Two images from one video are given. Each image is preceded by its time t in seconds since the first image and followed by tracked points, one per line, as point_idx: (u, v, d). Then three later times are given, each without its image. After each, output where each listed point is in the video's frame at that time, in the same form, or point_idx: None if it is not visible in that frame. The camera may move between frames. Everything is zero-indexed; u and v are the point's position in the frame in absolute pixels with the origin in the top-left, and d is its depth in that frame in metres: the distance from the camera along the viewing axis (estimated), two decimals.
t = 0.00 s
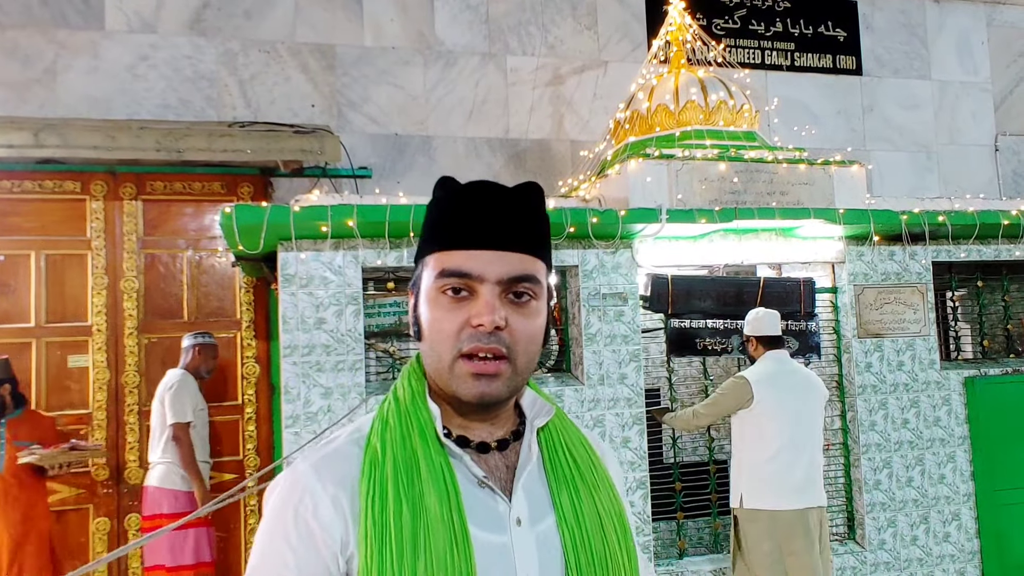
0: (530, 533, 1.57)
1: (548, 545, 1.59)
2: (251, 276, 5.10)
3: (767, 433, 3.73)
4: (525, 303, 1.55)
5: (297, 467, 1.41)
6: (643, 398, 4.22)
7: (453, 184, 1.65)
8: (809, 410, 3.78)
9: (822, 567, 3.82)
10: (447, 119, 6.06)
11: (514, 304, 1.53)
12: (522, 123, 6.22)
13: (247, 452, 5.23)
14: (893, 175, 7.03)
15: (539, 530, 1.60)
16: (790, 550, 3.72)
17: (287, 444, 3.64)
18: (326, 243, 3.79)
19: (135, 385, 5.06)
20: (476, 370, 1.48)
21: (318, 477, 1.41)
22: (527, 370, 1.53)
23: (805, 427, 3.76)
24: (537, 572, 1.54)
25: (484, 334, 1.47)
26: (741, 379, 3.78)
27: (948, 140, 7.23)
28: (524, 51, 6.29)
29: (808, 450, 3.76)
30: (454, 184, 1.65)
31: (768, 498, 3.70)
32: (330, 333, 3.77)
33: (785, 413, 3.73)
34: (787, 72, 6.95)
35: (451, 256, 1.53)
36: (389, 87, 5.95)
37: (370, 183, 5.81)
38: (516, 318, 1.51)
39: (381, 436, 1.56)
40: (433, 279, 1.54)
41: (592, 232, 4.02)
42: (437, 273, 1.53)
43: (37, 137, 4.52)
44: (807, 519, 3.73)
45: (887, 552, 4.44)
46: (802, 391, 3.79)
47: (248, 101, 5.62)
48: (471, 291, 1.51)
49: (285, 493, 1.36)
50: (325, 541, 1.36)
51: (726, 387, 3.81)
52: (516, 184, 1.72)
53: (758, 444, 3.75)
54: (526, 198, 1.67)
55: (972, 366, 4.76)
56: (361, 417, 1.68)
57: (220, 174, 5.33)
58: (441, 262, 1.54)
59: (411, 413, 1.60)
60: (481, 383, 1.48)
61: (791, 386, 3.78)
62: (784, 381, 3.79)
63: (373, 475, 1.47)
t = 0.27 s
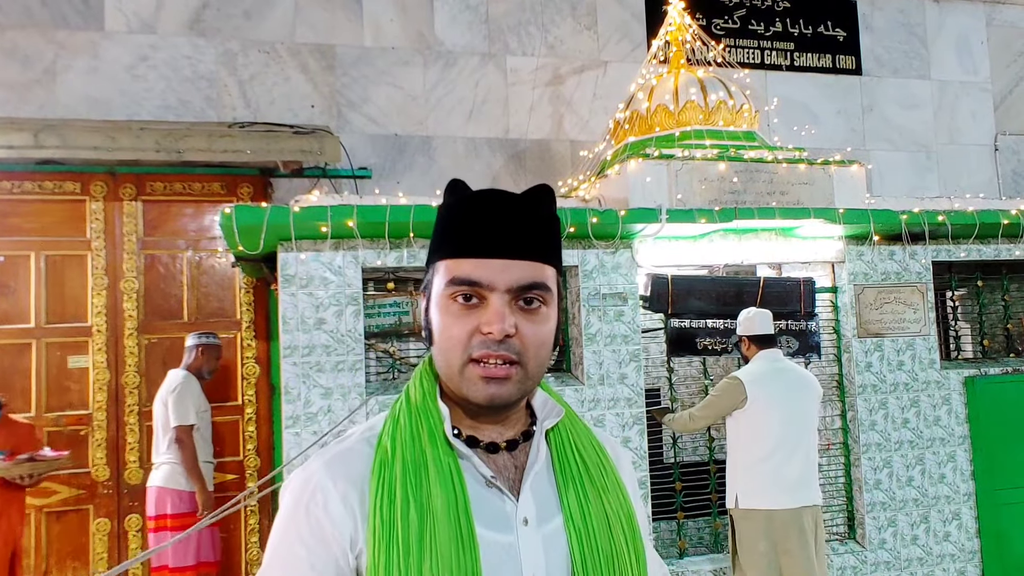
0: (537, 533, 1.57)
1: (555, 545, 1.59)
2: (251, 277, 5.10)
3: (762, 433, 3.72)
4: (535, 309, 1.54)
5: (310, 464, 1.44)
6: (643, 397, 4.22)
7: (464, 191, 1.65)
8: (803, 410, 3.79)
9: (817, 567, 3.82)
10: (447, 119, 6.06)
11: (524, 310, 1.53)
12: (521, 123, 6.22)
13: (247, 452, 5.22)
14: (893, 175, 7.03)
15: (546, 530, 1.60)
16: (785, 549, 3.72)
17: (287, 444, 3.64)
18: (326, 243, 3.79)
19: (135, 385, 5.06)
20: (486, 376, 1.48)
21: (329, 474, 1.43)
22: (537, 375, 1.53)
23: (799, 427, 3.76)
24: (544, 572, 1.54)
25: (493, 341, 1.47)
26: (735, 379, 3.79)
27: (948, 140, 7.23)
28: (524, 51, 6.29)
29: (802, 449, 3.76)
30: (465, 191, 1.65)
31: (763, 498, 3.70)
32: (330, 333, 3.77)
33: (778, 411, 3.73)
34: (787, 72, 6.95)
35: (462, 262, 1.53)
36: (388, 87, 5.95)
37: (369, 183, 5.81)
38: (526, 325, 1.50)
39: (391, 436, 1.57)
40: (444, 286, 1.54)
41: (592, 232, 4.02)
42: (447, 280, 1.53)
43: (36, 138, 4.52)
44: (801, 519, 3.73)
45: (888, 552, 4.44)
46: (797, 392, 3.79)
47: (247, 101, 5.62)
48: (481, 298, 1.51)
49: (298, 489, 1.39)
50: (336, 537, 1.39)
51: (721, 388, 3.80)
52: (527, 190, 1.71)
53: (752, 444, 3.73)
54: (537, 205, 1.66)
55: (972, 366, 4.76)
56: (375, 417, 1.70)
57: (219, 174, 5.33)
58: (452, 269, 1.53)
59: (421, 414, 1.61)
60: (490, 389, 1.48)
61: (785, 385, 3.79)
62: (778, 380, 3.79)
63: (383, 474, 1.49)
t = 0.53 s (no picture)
0: (541, 532, 1.57)
1: (558, 544, 1.59)
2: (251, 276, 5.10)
3: (755, 432, 3.72)
4: (544, 308, 1.55)
5: (317, 459, 1.44)
6: (643, 397, 4.22)
7: (472, 192, 1.65)
8: (797, 409, 3.78)
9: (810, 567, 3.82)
10: (447, 118, 6.06)
11: (533, 311, 1.53)
12: (522, 123, 6.22)
13: (247, 452, 5.22)
14: (893, 174, 7.02)
15: (549, 529, 1.60)
16: (778, 548, 3.72)
17: (288, 444, 3.63)
18: (326, 243, 3.79)
19: (135, 385, 5.05)
20: (496, 376, 1.48)
21: (335, 469, 1.44)
22: (546, 374, 1.54)
23: (793, 426, 3.75)
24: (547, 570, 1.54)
25: (504, 341, 1.47)
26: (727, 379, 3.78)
27: (948, 139, 7.23)
28: (524, 50, 6.29)
29: (797, 447, 3.75)
30: (473, 191, 1.65)
31: (756, 498, 3.70)
32: (331, 333, 3.76)
33: (770, 410, 3.72)
34: (787, 71, 6.95)
35: (472, 263, 1.52)
36: (388, 87, 5.95)
37: (370, 183, 5.81)
38: (535, 324, 1.51)
39: (397, 433, 1.57)
40: (454, 286, 1.53)
41: (593, 231, 4.02)
42: (457, 280, 1.53)
43: (36, 137, 4.52)
44: (795, 518, 3.72)
45: (888, 551, 4.44)
46: (790, 391, 3.78)
47: (248, 101, 5.62)
48: (491, 298, 1.51)
49: (305, 483, 1.40)
50: (341, 532, 1.39)
51: (714, 389, 3.80)
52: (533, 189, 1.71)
53: (746, 443, 3.74)
54: (543, 204, 1.66)
55: (972, 365, 4.76)
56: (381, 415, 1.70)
57: (219, 174, 5.32)
58: (462, 270, 1.53)
59: (427, 411, 1.61)
60: (501, 389, 1.48)
61: (778, 384, 3.78)
62: (771, 379, 3.79)
63: (388, 470, 1.49)
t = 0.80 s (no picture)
0: (538, 531, 1.57)
1: (555, 543, 1.59)
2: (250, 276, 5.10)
3: (750, 431, 3.72)
4: (548, 309, 1.56)
5: (312, 459, 1.44)
6: (643, 396, 4.22)
7: (473, 191, 1.63)
8: (790, 408, 3.77)
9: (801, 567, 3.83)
10: (447, 117, 6.06)
11: (539, 311, 1.53)
12: (521, 122, 6.22)
13: (247, 451, 5.22)
14: (893, 173, 7.02)
15: (545, 528, 1.59)
16: (772, 548, 3.72)
17: (287, 442, 3.63)
18: (326, 241, 3.78)
19: (134, 384, 5.05)
20: (505, 376, 1.47)
21: (331, 468, 1.44)
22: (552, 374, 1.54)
23: (787, 425, 3.75)
24: (544, 568, 1.53)
25: (514, 343, 1.46)
26: (721, 379, 3.78)
27: (947, 138, 7.23)
28: (524, 49, 6.29)
29: (791, 446, 3.75)
30: (473, 190, 1.63)
31: (751, 498, 3.70)
32: (330, 332, 3.76)
33: (765, 410, 3.72)
34: (787, 70, 6.95)
35: (480, 263, 1.51)
36: (388, 86, 5.95)
37: (369, 182, 5.81)
38: (542, 325, 1.51)
39: (393, 432, 1.57)
40: (460, 287, 1.51)
41: (592, 230, 4.02)
42: (463, 282, 1.51)
43: (35, 137, 4.51)
44: (789, 517, 3.72)
45: (888, 550, 4.44)
46: (784, 390, 3.78)
47: (247, 100, 5.62)
48: (499, 300, 1.50)
49: (301, 483, 1.40)
50: (337, 531, 1.38)
51: (707, 389, 3.80)
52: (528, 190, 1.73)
53: (741, 442, 3.74)
54: (541, 205, 1.67)
55: (972, 364, 4.77)
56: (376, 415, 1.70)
57: (219, 173, 5.32)
58: (469, 271, 1.51)
59: (422, 411, 1.61)
60: (510, 389, 1.47)
61: (773, 384, 3.78)
62: (766, 378, 3.79)
63: (385, 469, 1.49)
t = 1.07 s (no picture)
0: (531, 532, 1.58)
1: (547, 544, 1.60)
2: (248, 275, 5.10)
3: (745, 431, 3.72)
4: (548, 311, 1.58)
5: (297, 465, 1.41)
6: (642, 395, 4.22)
7: (471, 188, 1.61)
8: (786, 408, 3.78)
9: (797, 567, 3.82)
10: (445, 117, 6.06)
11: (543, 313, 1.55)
12: (520, 122, 6.22)
13: (246, 451, 5.22)
14: (891, 172, 7.02)
15: (538, 529, 1.61)
16: (768, 548, 3.72)
17: (286, 443, 3.63)
18: (324, 241, 3.78)
19: (133, 385, 5.05)
20: (513, 380, 1.48)
21: (318, 475, 1.40)
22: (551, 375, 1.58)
23: (783, 426, 3.75)
24: (538, 569, 1.55)
25: (526, 346, 1.47)
26: (717, 380, 3.78)
27: (946, 138, 7.24)
28: (522, 49, 6.29)
29: (787, 446, 3.75)
30: (471, 187, 1.61)
31: (747, 498, 3.70)
32: (329, 332, 3.76)
33: (761, 410, 3.72)
34: (785, 70, 6.95)
35: (487, 263, 1.49)
36: (386, 86, 5.95)
37: (368, 182, 5.81)
38: (547, 328, 1.53)
39: (380, 435, 1.55)
40: (470, 288, 1.48)
41: (591, 229, 4.02)
42: (473, 283, 1.48)
43: (34, 137, 4.51)
44: (785, 517, 3.72)
45: (886, 550, 4.44)
46: (780, 390, 3.78)
47: (246, 100, 5.61)
48: (510, 302, 1.49)
49: (287, 491, 1.37)
50: (329, 539, 1.36)
51: (704, 390, 3.80)
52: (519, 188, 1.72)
53: (737, 442, 3.74)
54: (537, 206, 1.68)
55: (970, 363, 4.77)
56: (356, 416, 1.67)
57: (217, 173, 5.32)
58: (479, 272, 1.48)
59: (410, 412, 1.59)
60: (517, 393, 1.49)
61: (769, 384, 3.78)
62: (762, 379, 3.79)
63: (376, 474, 1.47)
